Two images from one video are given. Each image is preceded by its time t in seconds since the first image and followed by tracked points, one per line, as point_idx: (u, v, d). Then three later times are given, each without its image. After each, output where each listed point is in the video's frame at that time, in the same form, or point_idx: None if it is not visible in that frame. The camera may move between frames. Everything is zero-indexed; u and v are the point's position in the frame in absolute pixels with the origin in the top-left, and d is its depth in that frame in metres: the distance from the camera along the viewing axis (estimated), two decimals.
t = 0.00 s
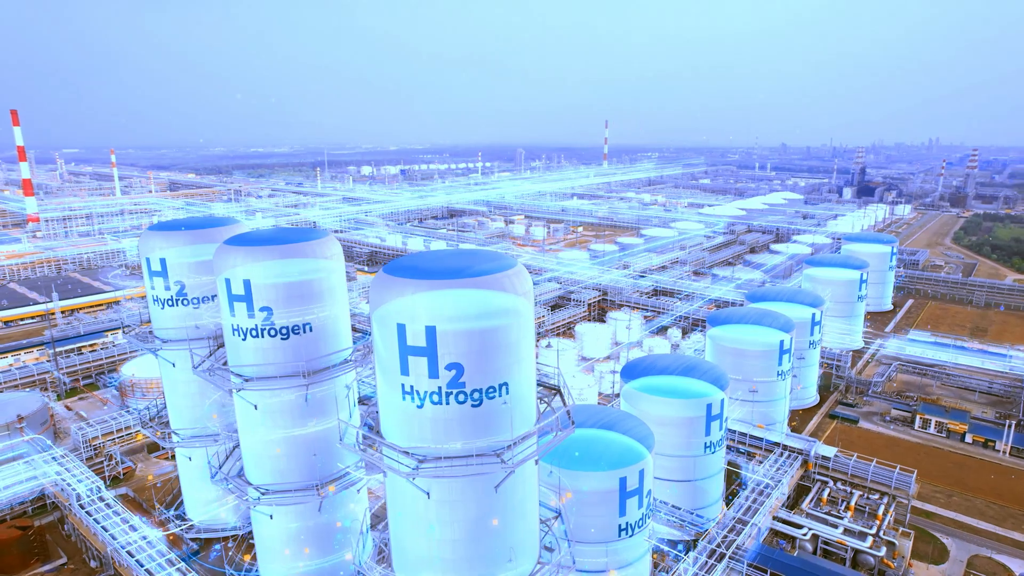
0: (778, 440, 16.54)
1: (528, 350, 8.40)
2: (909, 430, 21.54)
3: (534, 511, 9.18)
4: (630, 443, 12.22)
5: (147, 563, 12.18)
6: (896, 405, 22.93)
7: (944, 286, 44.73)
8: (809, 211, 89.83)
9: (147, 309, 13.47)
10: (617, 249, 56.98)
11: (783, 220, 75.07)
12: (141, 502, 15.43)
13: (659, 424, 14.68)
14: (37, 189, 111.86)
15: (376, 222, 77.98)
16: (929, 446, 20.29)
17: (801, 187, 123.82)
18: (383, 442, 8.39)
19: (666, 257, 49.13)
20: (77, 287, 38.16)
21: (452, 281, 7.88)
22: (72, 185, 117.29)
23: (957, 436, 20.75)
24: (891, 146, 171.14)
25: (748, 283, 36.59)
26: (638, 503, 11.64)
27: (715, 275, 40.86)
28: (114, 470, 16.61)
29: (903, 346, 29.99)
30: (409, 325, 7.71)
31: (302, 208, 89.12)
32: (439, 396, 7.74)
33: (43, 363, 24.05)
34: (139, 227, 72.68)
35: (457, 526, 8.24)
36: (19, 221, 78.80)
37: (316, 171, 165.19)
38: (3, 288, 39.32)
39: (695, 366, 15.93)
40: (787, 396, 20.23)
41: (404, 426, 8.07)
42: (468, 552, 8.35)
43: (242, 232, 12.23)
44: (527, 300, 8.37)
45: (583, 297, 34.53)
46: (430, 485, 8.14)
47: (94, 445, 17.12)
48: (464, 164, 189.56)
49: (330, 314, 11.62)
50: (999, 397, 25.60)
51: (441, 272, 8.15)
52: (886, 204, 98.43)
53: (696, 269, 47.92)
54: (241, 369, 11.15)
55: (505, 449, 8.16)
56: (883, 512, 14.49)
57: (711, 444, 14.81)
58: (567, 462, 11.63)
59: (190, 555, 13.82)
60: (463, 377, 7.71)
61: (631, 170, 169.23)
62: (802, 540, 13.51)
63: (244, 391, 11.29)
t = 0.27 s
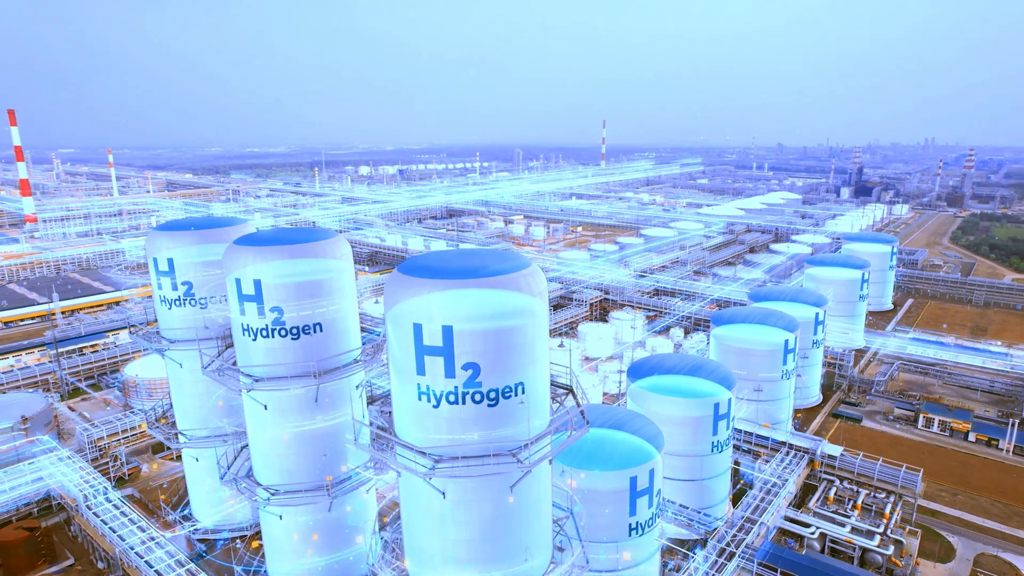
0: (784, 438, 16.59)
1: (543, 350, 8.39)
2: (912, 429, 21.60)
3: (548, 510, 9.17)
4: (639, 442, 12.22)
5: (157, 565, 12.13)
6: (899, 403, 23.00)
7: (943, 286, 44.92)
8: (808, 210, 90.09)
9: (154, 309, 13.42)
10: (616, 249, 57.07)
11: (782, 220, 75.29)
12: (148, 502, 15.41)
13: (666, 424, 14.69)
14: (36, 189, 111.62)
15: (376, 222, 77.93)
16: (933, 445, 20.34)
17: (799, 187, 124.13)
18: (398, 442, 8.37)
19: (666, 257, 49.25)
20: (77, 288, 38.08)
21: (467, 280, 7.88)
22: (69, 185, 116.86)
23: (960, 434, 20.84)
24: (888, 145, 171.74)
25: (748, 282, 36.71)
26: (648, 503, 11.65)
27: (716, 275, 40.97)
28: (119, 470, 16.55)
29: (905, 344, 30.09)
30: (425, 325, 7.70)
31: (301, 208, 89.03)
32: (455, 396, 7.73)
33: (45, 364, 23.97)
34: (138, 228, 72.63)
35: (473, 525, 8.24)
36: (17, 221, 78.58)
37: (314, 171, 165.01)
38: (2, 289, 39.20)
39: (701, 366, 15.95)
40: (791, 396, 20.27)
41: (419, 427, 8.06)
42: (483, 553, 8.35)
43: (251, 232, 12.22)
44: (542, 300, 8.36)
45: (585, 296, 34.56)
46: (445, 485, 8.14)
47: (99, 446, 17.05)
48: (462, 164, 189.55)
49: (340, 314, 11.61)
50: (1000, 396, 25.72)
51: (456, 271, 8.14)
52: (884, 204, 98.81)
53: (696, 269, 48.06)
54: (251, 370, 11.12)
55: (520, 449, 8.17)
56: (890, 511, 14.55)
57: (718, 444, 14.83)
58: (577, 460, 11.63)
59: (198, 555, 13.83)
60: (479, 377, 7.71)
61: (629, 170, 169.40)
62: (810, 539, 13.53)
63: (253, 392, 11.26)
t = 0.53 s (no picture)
0: (789, 438, 16.64)
1: (556, 349, 8.38)
2: (915, 427, 21.67)
3: (560, 510, 9.18)
4: (648, 442, 12.23)
5: (166, 565, 12.10)
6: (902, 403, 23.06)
7: (943, 285, 45.03)
8: (806, 210, 90.24)
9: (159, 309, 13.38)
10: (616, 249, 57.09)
11: (781, 220, 75.41)
12: (154, 503, 15.39)
13: (673, 423, 14.70)
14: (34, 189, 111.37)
15: (375, 223, 77.86)
16: (936, 444, 20.41)
17: (797, 186, 124.32)
18: (411, 442, 8.37)
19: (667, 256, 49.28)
20: (78, 288, 38.00)
21: (481, 280, 7.87)
22: (67, 185, 116.55)
23: (963, 433, 20.90)
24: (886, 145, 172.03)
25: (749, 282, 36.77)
26: (656, 502, 11.67)
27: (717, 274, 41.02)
28: (125, 471, 16.53)
29: (906, 343, 30.18)
30: (439, 325, 7.69)
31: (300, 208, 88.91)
32: (469, 396, 7.73)
33: (47, 364, 23.91)
34: (137, 228, 72.49)
35: (486, 525, 8.24)
36: (15, 222, 78.35)
37: (312, 171, 164.83)
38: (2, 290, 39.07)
39: (706, 366, 15.97)
40: (795, 396, 20.30)
41: (433, 427, 8.06)
42: (497, 552, 8.35)
43: (259, 232, 12.19)
44: (555, 300, 8.36)
45: (586, 296, 34.60)
46: (459, 485, 8.14)
47: (103, 447, 17.00)
48: (461, 164, 189.49)
49: (348, 314, 11.60)
50: (1002, 395, 25.81)
51: (469, 271, 8.13)
52: (882, 203, 99.04)
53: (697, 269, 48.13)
54: (260, 370, 11.09)
55: (535, 449, 8.17)
56: (897, 510, 14.60)
57: (724, 443, 14.84)
58: (587, 459, 11.63)
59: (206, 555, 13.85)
60: (494, 377, 7.70)
61: (627, 170, 169.52)
62: (817, 538, 13.57)
63: (262, 392, 11.23)
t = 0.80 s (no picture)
0: (795, 437, 16.69)
1: (571, 350, 8.38)
2: (919, 426, 21.73)
3: (575, 509, 9.19)
4: (657, 442, 12.25)
5: (177, 566, 12.08)
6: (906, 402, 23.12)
7: (942, 284, 45.12)
8: (805, 210, 90.38)
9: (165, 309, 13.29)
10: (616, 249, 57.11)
11: (780, 220, 75.53)
12: (161, 503, 15.39)
13: (680, 422, 14.71)
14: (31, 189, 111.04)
15: (374, 223, 77.75)
16: (940, 443, 20.46)
17: (795, 186, 124.50)
18: (427, 442, 8.35)
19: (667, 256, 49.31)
20: (78, 289, 37.87)
21: (497, 280, 7.87)
22: (64, 185, 116.25)
23: (967, 432, 20.97)
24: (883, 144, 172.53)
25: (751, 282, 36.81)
26: (667, 501, 11.68)
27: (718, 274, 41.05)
28: (131, 472, 16.52)
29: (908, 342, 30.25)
30: (456, 324, 7.69)
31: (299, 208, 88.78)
32: (486, 395, 7.73)
33: (49, 365, 23.83)
34: (135, 228, 72.29)
35: (503, 525, 8.24)
36: (13, 222, 78.11)
37: (310, 171, 164.57)
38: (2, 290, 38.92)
39: (713, 365, 15.99)
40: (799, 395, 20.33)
41: (449, 426, 8.05)
42: (514, 552, 8.35)
43: (268, 232, 12.16)
44: (571, 300, 8.36)
45: (588, 296, 34.62)
46: (475, 485, 8.13)
47: (109, 448, 16.96)
48: (459, 164, 189.40)
49: (359, 315, 11.59)
50: (1004, 394, 25.90)
51: (485, 271, 8.13)
52: (880, 203, 99.29)
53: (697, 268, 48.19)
54: (271, 371, 11.07)
55: (551, 449, 8.18)
56: (904, 508, 14.66)
57: (732, 442, 14.86)
58: (599, 459, 11.62)
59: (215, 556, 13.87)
60: (511, 376, 7.71)
61: (625, 169, 169.66)
62: (826, 537, 13.60)
63: (272, 392, 11.21)
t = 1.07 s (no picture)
0: (801, 436, 16.72)
1: (585, 350, 8.38)
2: (922, 425, 21.78)
3: (587, 509, 9.19)
4: (666, 442, 12.26)
5: (185, 566, 12.05)
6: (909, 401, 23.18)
7: (942, 284, 45.21)
8: (805, 209, 90.46)
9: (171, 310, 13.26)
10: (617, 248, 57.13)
11: (779, 219, 75.62)
12: (167, 504, 15.40)
13: (687, 422, 14.72)
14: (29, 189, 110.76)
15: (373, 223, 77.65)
16: (944, 442, 20.50)
17: (794, 185, 124.61)
18: (440, 442, 8.34)
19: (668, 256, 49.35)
20: (78, 289, 37.76)
21: (512, 280, 7.86)
22: (62, 185, 115.96)
23: (970, 431, 21.02)
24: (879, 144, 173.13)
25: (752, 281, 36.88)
26: (676, 501, 11.69)
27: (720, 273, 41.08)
28: (136, 472, 16.52)
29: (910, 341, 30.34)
30: (471, 324, 7.69)
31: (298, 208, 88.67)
32: (501, 395, 7.73)
33: (51, 366, 23.77)
34: (134, 229, 72.09)
35: (517, 525, 8.23)
36: (11, 222, 77.89)
37: (309, 171, 164.35)
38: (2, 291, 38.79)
39: (719, 365, 16.00)
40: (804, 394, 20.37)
41: (463, 426, 8.05)
42: (528, 552, 8.36)
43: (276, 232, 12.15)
44: (584, 301, 8.36)
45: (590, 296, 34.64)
46: (490, 485, 8.13)
47: (114, 448, 16.94)
48: (458, 164, 189.30)
49: (368, 315, 11.58)
50: (1006, 392, 25.98)
51: (499, 271, 8.12)
52: (878, 203, 99.49)
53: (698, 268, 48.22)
54: (280, 371, 11.05)
55: (566, 449, 8.17)
56: (910, 508, 14.70)
57: (739, 442, 14.87)
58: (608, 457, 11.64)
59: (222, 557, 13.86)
60: (526, 376, 7.71)
61: (624, 169, 169.76)
62: (833, 535, 13.63)
63: (282, 393, 11.19)
